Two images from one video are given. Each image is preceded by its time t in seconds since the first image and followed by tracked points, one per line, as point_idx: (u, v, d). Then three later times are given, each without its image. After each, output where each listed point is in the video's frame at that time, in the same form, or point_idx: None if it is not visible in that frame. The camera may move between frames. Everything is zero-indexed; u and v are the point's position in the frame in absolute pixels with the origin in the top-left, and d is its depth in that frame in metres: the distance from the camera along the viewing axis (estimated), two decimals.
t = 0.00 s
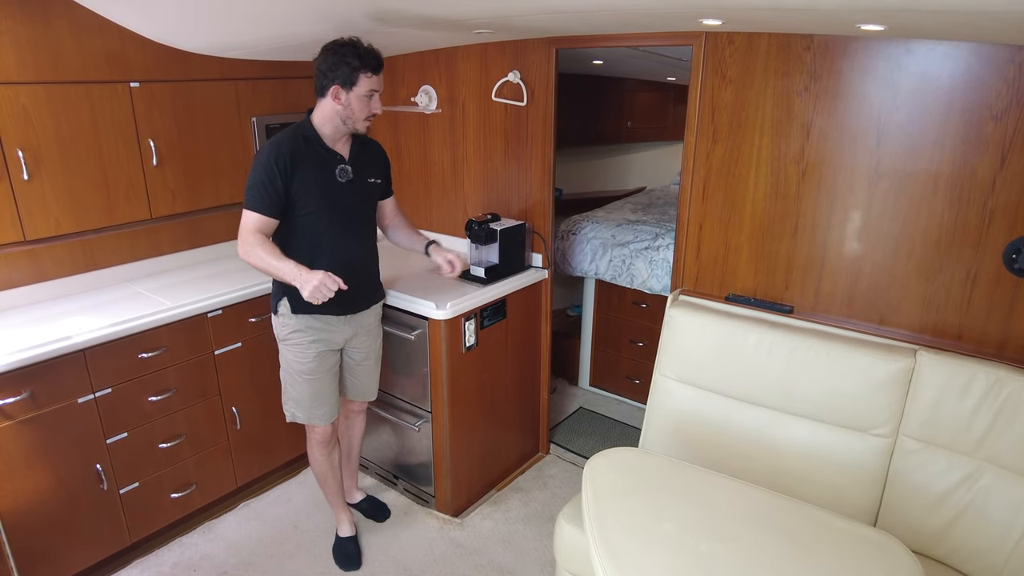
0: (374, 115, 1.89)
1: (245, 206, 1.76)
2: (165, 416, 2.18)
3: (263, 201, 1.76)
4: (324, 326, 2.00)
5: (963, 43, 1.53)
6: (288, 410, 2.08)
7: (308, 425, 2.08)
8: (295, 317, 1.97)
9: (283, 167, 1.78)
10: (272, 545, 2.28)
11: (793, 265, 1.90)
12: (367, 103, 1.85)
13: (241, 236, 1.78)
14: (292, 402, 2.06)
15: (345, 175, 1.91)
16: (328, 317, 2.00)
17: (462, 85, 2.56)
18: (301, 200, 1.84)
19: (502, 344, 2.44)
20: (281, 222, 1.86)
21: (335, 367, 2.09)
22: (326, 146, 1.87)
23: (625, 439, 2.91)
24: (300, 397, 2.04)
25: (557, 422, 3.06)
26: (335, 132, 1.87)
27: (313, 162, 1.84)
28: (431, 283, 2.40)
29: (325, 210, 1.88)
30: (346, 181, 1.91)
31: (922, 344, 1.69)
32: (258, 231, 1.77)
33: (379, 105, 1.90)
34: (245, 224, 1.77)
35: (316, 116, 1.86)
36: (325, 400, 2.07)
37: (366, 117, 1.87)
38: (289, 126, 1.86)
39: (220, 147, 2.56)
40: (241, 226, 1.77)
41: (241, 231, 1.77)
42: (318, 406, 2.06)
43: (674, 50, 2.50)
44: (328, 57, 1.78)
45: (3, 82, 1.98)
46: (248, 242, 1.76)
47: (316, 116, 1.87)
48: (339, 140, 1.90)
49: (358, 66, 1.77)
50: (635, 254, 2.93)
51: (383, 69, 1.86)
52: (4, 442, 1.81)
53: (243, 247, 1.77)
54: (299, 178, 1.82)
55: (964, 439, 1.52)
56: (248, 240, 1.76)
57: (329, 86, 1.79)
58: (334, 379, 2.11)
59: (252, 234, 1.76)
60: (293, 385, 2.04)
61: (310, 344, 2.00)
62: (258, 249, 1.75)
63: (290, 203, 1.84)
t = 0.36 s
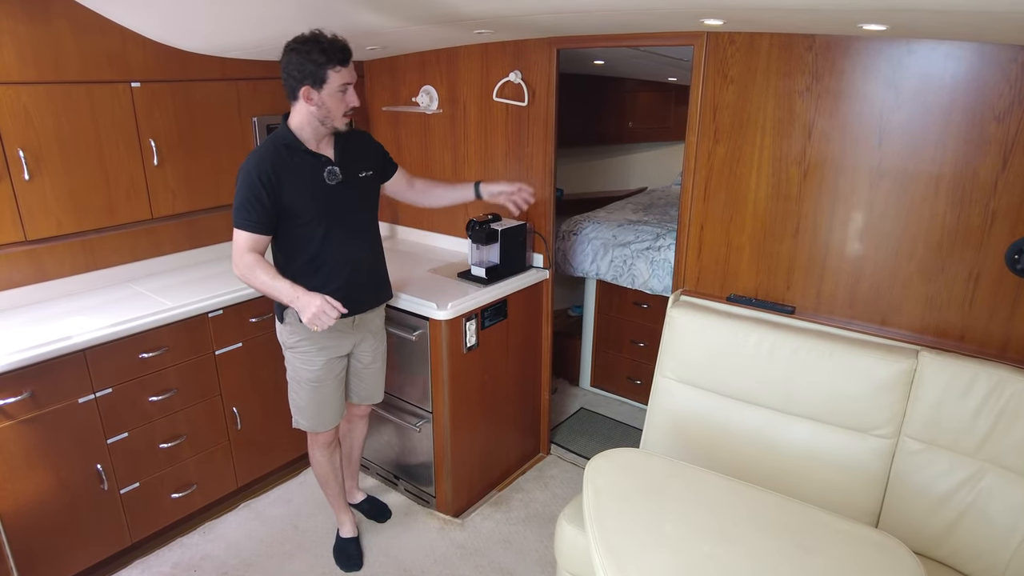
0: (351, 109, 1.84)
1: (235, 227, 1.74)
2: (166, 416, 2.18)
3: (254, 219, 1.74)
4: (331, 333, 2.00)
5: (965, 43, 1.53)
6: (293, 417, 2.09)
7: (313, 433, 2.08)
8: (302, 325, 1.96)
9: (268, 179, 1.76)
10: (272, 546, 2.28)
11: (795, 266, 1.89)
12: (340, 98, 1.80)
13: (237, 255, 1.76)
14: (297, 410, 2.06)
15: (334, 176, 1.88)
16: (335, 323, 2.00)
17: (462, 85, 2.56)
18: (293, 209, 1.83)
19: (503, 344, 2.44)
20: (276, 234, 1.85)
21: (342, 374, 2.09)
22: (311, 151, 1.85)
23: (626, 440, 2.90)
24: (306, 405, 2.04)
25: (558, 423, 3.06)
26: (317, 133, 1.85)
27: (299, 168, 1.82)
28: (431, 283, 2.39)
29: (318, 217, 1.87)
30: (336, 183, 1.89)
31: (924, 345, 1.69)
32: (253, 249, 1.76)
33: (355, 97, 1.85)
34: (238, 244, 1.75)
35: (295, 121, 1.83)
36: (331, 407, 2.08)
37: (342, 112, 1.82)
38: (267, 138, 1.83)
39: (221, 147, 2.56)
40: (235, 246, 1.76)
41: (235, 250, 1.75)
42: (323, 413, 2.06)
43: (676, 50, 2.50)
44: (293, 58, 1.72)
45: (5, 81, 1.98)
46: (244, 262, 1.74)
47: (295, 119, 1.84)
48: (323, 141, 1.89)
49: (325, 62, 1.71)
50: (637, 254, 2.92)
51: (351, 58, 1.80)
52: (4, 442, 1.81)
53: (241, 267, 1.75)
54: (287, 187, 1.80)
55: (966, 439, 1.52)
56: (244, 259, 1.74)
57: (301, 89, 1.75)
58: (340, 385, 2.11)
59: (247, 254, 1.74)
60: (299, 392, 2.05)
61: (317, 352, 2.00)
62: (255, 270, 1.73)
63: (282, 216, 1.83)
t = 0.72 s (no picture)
0: (321, 109, 1.77)
1: (234, 225, 1.74)
2: (167, 416, 2.18)
3: (254, 218, 1.74)
4: (332, 334, 2.00)
5: (966, 43, 1.52)
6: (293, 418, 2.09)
7: (313, 434, 2.08)
8: (302, 326, 1.96)
9: (268, 178, 1.76)
10: (273, 545, 2.28)
11: (795, 266, 1.89)
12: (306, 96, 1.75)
13: (239, 256, 1.75)
14: (297, 411, 2.07)
15: (334, 176, 1.88)
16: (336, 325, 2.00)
17: (463, 85, 2.56)
18: (293, 208, 1.83)
19: (503, 345, 2.44)
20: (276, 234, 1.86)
21: (342, 375, 2.09)
22: (310, 150, 1.85)
23: (626, 440, 2.90)
24: (305, 406, 2.04)
25: (558, 423, 3.06)
26: (305, 134, 1.85)
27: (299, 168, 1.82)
28: (431, 283, 2.39)
29: (319, 217, 1.87)
30: (336, 182, 1.89)
31: (925, 346, 1.69)
32: (254, 250, 1.75)
33: (325, 96, 1.77)
34: (239, 244, 1.74)
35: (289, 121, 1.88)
36: (330, 409, 2.08)
37: (308, 112, 1.76)
38: (267, 138, 1.84)
39: (222, 147, 2.57)
40: (236, 246, 1.75)
41: (236, 250, 1.74)
42: (322, 414, 2.07)
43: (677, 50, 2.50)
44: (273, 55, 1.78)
45: (7, 81, 1.98)
46: (247, 263, 1.73)
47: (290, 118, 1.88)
48: (321, 140, 1.89)
49: (283, 58, 1.72)
50: (638, 254, 2.92)
51: (319, 55, 1.75)
52: (5, 441, 1.81)
53: (245, 268, 1.74)
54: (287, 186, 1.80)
55: (967, 439, 1.52)
56: (246, 259, 1.73)
57: (276, 87, 1.79)
58: (340, 387, 2.11)
59: (249, 254, 1.73)
60: (299, 393, 2.05)
61: (317, 354, 2.00)
62: (261, 269, 1.73)
63: (282, 216, 1.83)
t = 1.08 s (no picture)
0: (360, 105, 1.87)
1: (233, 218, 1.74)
2: (167, 416, 2.18)
3: (254, 213, 1.74)
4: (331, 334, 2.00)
5: (967, 44, 1.52)
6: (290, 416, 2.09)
7: (310, 433, 2.08)
8: (302, 325, 1.96)
9: (268, 174, 1.77)
10: (273, 546, 2.28)
11: (796, 266, 1.89)
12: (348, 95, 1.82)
13: (233, 247, 1.75)
14: (293, 409, 2.07)
15: (335, 174, 1.88)
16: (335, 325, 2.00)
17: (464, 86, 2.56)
18: (292, 205, 1.83)
19: (503, 345, 2.44)
20: (276, 230, 1.86)
21: (340, 374, 2.09)
22: (313, 148, 1.85)
23: (627, 441, 2.90)
24: (303, 405, 2.04)
25: (559, 423, 3.06)
26: (322, 133, 1.86)
27: (300, 165, 1.83)
28: (432, 283, 2.40)
29: (318, 214, 1.87)
30: (336, 181, 1.89)
31: (925, 346, 1.69)
32: (249, 243, 1.75)
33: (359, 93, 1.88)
34: (234, 236, 1.74)
35: (298, 120, 1.84)
36: (328, 408, 2.08)
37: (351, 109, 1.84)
38: (272, 134, 1.85)
39: (223, 147, 2.57)
40: (232, 238, 1.75)
41: (231, 243, 1.75)
42: (320, 413, 2.06)
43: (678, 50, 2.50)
44: (299, 57, 1.74)
45: (8, 82, 1.98)
46: (240, 255, 1.73)
47: (299, 120, 1.85)
48: (327, 140, 1.90)
49: (334, 59, 1.74)
50: (638, 255, 2.92)
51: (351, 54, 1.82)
52: (6, 441, 1.81)
53: (237, 260, 1.73)
54: (287, 183, 1.80)
55: (968, 440, 1.52)
56: (240, 252, 1.73)
57: (309, 87, 1.76)
58: (339, 386, 2.11)
59: (243, 247, 1.73)
60: (295, 391, 2.05)
61: (316, 352, 2.00)
62: (253, 263, 1.73)
63: (282, 212, 1.83)
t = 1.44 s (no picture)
0: (348, 105, 1.82)
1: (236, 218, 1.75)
2: (167, 417, 2.18)
3: (256, 212, 1.75)
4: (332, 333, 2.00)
5: (967, 45, 1.52)
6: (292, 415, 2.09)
7: (312, 432, 2.08)
8: (303, 323, 1.96)
9: (270, 173, 1.77)
10: (273, 546, 2.28)
11: (796, 267, 1.89)
12: (333, 93, 1.79)
13: (236, 245, 1.76)
14: (295, 408, 2.07)
15: (337, 173, 1.88)
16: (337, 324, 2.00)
17: (464, 87, 2.56)
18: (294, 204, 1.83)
19: (503, 346, 2.44)
20: (278, 229, 1.86)
21: (342, 373, 2.09)
22: (314, 148, 1.85)
23: (627, 442, 2.90)
24: (305, 404, 2.05)
25: (559, 425, 3.06)
26: (320, 132, 1.86)
27: (302, 164, 1.83)
28: (432, 284, 2.40)
29: (320, 214, 1.87)
30: (338, 180, 1.89)
31: (925, 347, 1.68)
32: (253, 242, 1.76)
33: (350, 93, 1.83)
34: (239, 235, 1.75)
35: (299, 121, 1.86)
36: (330, 407, 2.08)
37: (336, 108, 1.80)
38: (275, 134, 1.86)
39: (224, 148, 2.57)
40: (236, 236, 1.76)
41: (235, 242, 1.76)
42: (321, 412, 2.06)
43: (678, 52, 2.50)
44: (287, 57, 1.78)
45: (9, 83, 1.99)
46: (244, 254, 1.74)
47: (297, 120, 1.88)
48: (329, 140, 1.90)
49: (312, 56, 1.74)
50: (638, 255, 2.92)
51: (342, 54, 1.80)
52: (6, 442, 1.82)
53: (241, 258, 1.74)
54: (289, 182, 1.81)
55: (968, 441, 1.51)
56: (244, 251, 1.74)
57: (293, 85, 1.80)
58: (340, 385, 2.11)
59: (247, 246, 1.74)
60: (298, 390, 2.05)
61: (317, 351, 2.00)
62: (256, 261, 1.73)
63: (284, 211, 1.84)
